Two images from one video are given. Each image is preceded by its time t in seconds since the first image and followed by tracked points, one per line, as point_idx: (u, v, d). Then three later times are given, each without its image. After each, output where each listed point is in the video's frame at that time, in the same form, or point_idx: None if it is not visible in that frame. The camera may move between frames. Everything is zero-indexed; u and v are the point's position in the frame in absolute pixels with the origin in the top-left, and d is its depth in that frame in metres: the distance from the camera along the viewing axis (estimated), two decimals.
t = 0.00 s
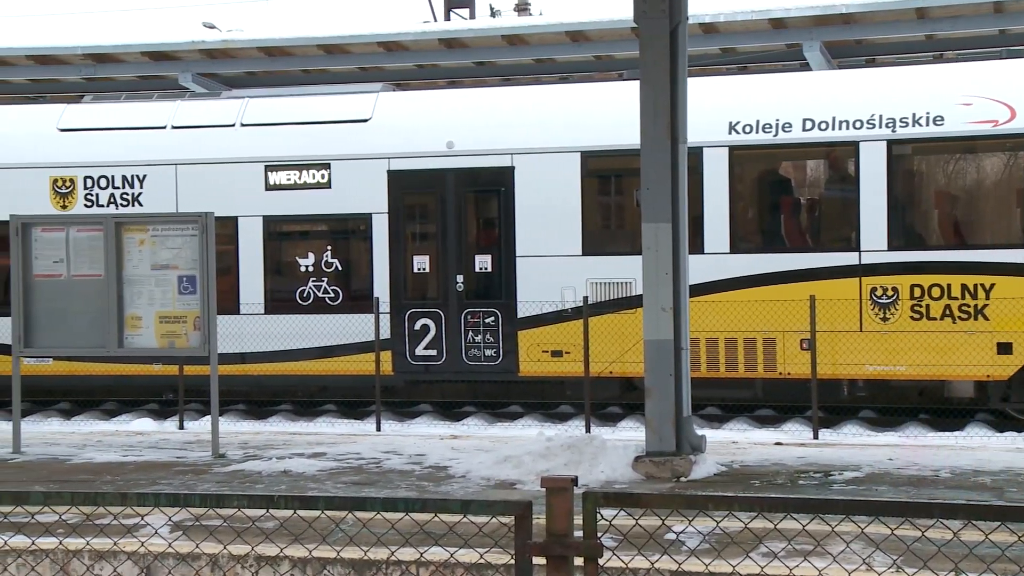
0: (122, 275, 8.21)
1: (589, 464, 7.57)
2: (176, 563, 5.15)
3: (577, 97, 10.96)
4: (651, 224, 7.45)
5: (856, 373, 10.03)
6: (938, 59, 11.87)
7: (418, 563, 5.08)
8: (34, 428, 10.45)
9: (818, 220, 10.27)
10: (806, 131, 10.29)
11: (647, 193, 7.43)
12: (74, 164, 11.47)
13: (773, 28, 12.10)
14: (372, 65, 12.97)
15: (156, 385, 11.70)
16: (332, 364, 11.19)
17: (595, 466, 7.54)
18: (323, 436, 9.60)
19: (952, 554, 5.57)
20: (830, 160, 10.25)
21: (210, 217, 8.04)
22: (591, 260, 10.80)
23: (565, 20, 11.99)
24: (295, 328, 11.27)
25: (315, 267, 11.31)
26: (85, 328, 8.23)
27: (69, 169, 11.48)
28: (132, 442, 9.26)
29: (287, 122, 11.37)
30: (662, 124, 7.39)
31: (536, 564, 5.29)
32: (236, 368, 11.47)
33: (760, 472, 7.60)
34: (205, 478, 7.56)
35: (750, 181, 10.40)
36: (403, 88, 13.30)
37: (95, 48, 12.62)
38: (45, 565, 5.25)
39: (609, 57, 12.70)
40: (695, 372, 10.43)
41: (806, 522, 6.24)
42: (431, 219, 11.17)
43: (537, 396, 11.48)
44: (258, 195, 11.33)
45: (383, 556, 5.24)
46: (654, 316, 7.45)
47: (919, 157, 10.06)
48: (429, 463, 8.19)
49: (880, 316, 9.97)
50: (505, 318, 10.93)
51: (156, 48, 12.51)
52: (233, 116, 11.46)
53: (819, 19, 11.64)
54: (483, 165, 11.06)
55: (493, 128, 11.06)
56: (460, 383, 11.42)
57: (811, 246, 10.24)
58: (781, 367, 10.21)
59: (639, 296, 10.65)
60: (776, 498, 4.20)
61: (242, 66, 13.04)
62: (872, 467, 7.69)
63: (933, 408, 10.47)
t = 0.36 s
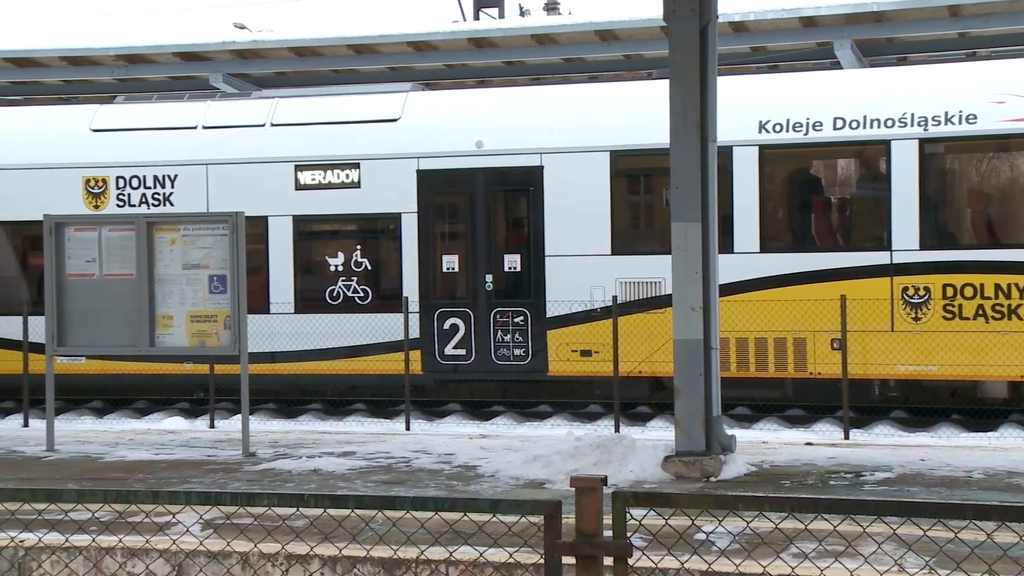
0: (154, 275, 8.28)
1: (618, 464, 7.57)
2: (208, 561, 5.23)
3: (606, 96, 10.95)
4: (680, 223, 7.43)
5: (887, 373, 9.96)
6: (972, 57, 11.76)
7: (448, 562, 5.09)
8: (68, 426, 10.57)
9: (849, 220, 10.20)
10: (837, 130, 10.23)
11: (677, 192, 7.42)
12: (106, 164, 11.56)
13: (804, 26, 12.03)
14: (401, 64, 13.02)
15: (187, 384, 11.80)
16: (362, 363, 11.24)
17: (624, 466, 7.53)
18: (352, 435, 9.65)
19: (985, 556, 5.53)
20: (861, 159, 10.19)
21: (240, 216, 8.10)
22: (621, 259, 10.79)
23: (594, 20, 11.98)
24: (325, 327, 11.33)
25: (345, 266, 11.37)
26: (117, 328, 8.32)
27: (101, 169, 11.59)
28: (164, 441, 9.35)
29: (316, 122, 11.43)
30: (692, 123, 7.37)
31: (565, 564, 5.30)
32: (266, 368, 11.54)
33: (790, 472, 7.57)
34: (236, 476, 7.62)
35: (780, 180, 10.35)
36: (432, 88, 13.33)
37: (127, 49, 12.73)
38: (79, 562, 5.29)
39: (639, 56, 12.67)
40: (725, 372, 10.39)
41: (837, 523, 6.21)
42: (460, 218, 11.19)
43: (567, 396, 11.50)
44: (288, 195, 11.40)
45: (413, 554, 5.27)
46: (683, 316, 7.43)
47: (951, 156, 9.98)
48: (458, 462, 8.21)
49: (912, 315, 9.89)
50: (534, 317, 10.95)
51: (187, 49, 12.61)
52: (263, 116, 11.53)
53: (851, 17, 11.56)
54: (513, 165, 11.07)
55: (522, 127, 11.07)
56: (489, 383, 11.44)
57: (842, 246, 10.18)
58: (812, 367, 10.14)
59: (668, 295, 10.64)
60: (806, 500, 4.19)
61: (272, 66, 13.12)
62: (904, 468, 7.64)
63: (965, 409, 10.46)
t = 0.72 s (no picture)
0: (186, 275, 8.36)
1: (649, 464, 7.56)
2: (240, 559, 5.25)
3: (636, 96, 10.94)
4: (711, 223, 7.41)
5: (920, 373, 9.89)
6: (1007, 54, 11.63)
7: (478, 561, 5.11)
8: (102, 425, 10.69)
9: (882, 219, 10.13)
10: (870, 129, 10.16)
11: (707, 191, 7.40)
12: (139, 164, 11.66)
13: (835, 25, 11.96)
14: (432, 64, 13.07)
15: (219, 383, 11.89)
16: (392, 363, 11.29)
17: (654, 466, 7.52)
18: (383, 435, 9.70)
19: (1019, 558, 5.49)
20: (893, 158, 10.11)
21: (271, 216, 8.17)
22: (651, 259, 10.78)
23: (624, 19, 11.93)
24: (356, 327, 11.39)
25: (375, 266, 11.42)
26: (150, 327, 8.41)
27: (134, 170, 11.68)
28: (196, 439, 9.44)
29: (347, 122, 11.48)
30: (723, 123, 7.35)
31: (595, 564, 5.31)
32: (298, 367, 11.59)
33: (822, 473, 7.54)
34: (267, 475, 7.68)
35: (811, 180, 10.29)
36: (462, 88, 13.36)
37: (160, 51, 12.85)
38: (113, 560, 5.31)
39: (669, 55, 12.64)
40: (756, 372, 10.35)
41: (869, 524, 6.17)
42: (490, 218, 11.22)
43: (595, 396, 11.39)
44: (319, 196, 11.47)
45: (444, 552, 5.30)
46: (714, 315, 7.41)
47: (985, 155, 9.88)
48: (488, 462, 8.23)
49: (945, 316, 9.82)
50: (564, 317, 10.96)
51: (219, 51, 12.71)
52: (294, 117, 11.60)
53: (883, 15, 11.47)
54: (543, 165, 11.09)
55: (552, 127, 11.09)
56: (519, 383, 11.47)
57: (875, 246, 10.11)
58: (843, 368, 10.08)
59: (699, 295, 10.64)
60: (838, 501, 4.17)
61: (303, 67, 13.20)
62: (937, 469, 7.58)
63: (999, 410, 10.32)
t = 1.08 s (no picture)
0: (218, 274, 8.44)
1: (679, 464, 7.54)
2: (272, 557, 5.27)
3: (668, 95, 10.95)
4: (742, 222, 7.39)
5: (953, 373, 9.80)
6: None
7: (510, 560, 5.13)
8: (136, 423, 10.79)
9: (915, 218, 10.05)
10: (903, 127, 10.08)
11: (738, 190, 7.38)
12: (173, 164, 11.75)
13: (868, 23, 11.87)
14: (463, 64, 13.11)
15: (251, 381, 12.00)
16: (423, 362, 11.32)
17: (685, 466, 7.51)
18: (414, 434, 9.74)
19: None
20: (926, 157, 10.03)
21: (303, 215, 8.24)
22: (682, 259, 10.78)
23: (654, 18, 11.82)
24: (387, 326, 11.45)
25: (406, 265, 11.47)
26: (183, 326, 8.49)
27: (167, 169, 11.77)
28: (228, 438, 9.52)
29: (379, 122, 11.54)
30: (755, 120, 7.32)
31: (627, 564, 5.31)
32: (330, 366, 11.65)
33: (854, 473, 7.50)
34: (298, 474, 7.74)
35: (843, 178, 10.22)
36: (493, 88, 13.39)
37: (193, 52, 12.97)
38: (147, 557, 5.37)
39: (701, 54, 12.61)
40: (788, 371, 10.30)
41: (902, 525, 6.13)
42: (521, 217, 11.25)
43: (626, 395, 11.65)
44: (351, 195, 11.53)
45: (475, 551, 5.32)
46: (745, 314, 7.39)
47: (1020, 153, 9.78)
48: (519, 461, 8.26)
49: (979, 315, 9.72)
50: (595, 316, 10.97)
51: (251, 51, 12.80)
52: (326, 116, 11.66)
53: (917, 13, 11.38)
54: (574, 164, 11.11)
55: (582, 127, 11.10)
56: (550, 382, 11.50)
57: (908, 245, 10.03)
58: (876, 368, 10.01)
59: (730, 294, 10.63)
60: (871, 501, 4.15)
61: (334, 66, 13.27)
62: (971, 470, 7.52)
63: None
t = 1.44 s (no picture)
0: (251, 273, 8.52)
1: (712, 464, 7.52)
2: (306, 555, 5.28)
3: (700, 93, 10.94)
4: (775, 221, 7.36)
5: (989, 373, 9.71)
6: None
7: (542, 560, 5.14)
8: (171, 422, 10.91)
9: (950, 217, 9.96)
10: (938, 126, 10.00)
11: (771, 189, 7.35)
12: (206, 164, 11.86)
13: (903, 21, 11.78)
14: (495, 64, 13.15)
15: (284, 380, 12.11)
16: (455, 361, 11.37)
17: (717, 466, 7.49)
18: (445, 433, 9.78)
19: None
20: (961, 155, 9.94)
21: (335, 215, 8.31)
22: (714, 259, 10.75)
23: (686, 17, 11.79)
24: (419, 325, 11.48)
25: (438, 264, 11.51)
26: (217, 324, 8.57)
27: (201, 169, 11.89)
28: (261, 436, 9.60)
29: (410, 122, 11.59)
30: (787, 118, 7.30)
31: (659, 563, 5.31)
32: (361, 364, 11.69)
33: (889, 473, 7.45)
34: (331, 472, 7.80)
35: (877, 177, 10.15)
36: (524, 87, 13.41)
37: (227, 52, 13.08)
38: (180, 555, 5.39)
39: (733, 52, 12.56)
40: (821, 371, 10.25)
41: (936, 526, 6.09)
42: (552, 216, 11.26)
43: (657, 395, 11.59)
44: (383, 195, 11.59)
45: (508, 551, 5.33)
46: (778, 314, 7.36)
47: None
48: (551, 460, 8.28)
49: (1015, 314, 9.63)
50: (627, 315, 10.96)
51: (284, 52, 12.88)
52: (358, 116, 11.74)
53: (953, 10, 11.28)
54: (606, 162, 11.12)
55: (614, 126, 11.10)
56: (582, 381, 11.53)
57: (943, 244, 9.95)
58: (910, 368, 9.95)
59: (762, 294, 10.63)
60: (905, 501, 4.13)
61: (367, 66, 13.34)
62: (1008, 471, 7.44)
63: None
